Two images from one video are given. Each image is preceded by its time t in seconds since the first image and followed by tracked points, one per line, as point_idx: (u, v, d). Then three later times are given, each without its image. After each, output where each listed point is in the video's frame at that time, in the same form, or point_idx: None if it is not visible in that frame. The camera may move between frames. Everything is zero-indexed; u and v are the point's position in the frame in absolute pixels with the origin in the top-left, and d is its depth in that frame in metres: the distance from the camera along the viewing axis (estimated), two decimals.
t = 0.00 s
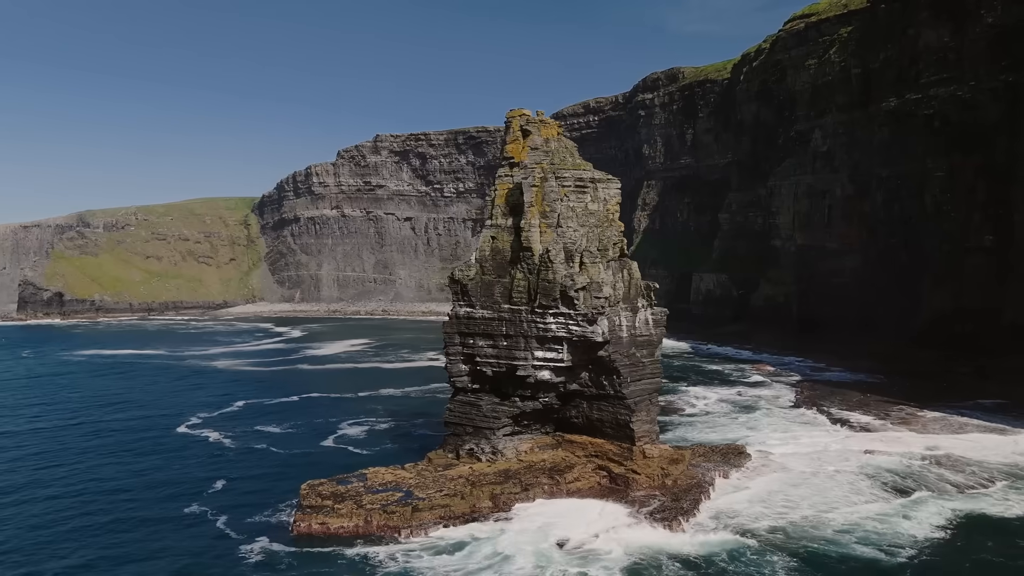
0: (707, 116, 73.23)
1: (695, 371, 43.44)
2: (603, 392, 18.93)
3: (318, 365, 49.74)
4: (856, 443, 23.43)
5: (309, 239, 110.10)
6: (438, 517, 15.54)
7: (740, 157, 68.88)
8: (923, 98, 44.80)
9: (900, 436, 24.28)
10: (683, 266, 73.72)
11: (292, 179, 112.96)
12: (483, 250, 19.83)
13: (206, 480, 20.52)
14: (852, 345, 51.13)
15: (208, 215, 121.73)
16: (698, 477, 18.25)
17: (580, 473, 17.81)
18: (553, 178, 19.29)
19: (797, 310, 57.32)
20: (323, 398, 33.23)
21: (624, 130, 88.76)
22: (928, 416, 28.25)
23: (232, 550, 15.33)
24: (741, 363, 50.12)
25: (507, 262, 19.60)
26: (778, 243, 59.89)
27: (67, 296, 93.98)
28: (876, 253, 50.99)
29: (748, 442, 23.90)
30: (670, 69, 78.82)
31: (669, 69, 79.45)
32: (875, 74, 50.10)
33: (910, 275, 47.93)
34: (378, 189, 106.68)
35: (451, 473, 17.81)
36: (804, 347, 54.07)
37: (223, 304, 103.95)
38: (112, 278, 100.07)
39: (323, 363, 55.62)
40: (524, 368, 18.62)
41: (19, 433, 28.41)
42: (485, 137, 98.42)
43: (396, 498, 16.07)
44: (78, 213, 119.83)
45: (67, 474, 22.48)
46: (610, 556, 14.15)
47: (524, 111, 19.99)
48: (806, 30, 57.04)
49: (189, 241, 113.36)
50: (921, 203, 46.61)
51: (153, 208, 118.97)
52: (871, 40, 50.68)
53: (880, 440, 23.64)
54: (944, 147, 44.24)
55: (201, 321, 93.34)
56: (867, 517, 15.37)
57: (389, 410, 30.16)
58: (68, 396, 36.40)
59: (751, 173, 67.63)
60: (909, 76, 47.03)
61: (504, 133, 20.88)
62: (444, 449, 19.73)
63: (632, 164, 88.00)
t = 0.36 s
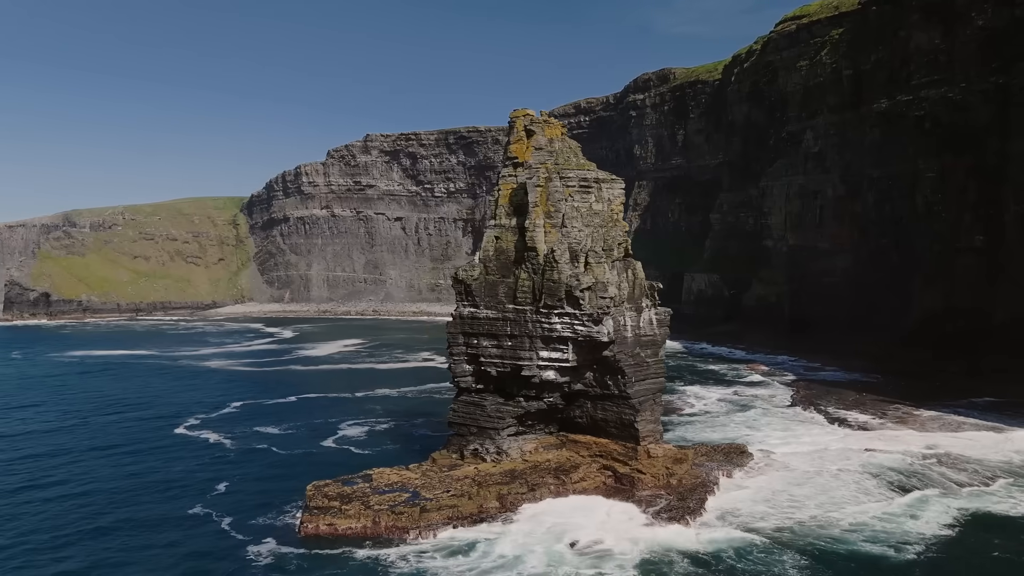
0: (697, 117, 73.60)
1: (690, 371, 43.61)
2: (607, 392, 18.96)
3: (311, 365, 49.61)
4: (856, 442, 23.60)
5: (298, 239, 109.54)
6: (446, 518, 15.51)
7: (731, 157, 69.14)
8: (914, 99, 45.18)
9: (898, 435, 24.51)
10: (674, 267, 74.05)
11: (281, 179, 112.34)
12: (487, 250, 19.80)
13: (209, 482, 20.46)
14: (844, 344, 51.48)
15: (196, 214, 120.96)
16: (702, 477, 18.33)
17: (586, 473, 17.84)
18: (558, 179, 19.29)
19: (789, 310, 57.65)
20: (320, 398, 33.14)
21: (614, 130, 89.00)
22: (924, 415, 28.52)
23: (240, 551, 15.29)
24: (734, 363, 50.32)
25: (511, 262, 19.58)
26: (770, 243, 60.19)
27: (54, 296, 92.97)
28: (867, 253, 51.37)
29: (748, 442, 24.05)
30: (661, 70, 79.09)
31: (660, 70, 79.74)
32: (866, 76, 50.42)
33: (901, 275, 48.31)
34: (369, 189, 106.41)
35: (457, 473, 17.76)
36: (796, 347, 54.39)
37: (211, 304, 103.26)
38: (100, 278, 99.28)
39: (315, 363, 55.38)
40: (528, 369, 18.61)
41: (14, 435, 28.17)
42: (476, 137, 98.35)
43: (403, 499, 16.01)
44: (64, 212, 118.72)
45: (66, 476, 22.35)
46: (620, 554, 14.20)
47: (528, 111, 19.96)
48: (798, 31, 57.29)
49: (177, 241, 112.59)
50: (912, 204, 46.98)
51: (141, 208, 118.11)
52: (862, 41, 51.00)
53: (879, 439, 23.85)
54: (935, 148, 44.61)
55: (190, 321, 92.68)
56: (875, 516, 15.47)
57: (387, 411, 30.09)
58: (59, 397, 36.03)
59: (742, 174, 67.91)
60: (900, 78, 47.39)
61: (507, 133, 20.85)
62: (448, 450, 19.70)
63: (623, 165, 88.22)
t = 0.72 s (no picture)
0: (688, 117, 73.97)
1: (685, 371, 43.68)
2: (611, 391, 18.98)
3: (303, 366, 49.31)
4: (855, 440, 23.73)
5: (287, 239, 108.84)
6: (454, 518, 15.49)
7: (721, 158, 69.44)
8: (905, 100, 45.86)
9: (896, 433, 24.73)
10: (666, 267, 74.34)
11: (270, 178, 111.64)
12: (491, 250, 19.78)
13: (211, 485, 20.44)
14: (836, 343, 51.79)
15: (183, 214, 119.99)
16: (706, 476, 18.40)
17: (591, 473, 17.87)
18: (562, 179, 19.32)
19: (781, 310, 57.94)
20: (317, 399, 33.05)
21: (604, 131, 89.22)
22: (920, 414, 28.78)
23: (248, 552, 15.22)
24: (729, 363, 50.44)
25: (516, 262, 19.57)
26: (762, 243, 60.50)
27: (40, 296, 91.70)
28: (859, 253, 51.70)
29: (748, 441, 24.20)
30: (652, 70, 79.40)
31: (651, 71, 80.10)
32: (857, 77, 50.80)
33: (892, 275, 48.65)
34: (358, 189, 106.02)
35: (463, 473, 17.73)
36: (788, 347, 54.71)
37: (200, 304, 102.42)
38: (86, 278, 98.43)
39: (306, 364, 55.03)
40: (533, 368, 18.60)
41: (8, 437, 27.91)
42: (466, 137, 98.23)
43: (411, 499, 15.96)
44: (49, 212, 117.46)
45: (65, 478, 22.19)
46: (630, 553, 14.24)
47: (532, 111, 19.95)
48: (789, 33, 57.55)
49: (164, 241, 111.77)
50: (903, 204, 47.33)
51: (128, 207, 117.14)
52: (853, 43, 51.33)
53: (877, 438, 24.06)
54: (926, 149, 44.99)
55: (179, 322, 91.87)
56: (881, 514, 15.58)
57: (386, 411, 30.01)
58: (49, 399, 35.54)
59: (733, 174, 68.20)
60: (891, 79, 47.77)
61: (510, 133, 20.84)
62: (452, 450, 19.65)
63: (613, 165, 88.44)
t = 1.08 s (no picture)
0: (679, 118, 74.35)
1: (681, 371, 43.75)
2: (616, 391, 19.00)
3: (295, 367, 49.02)
4: (855, 439, 23.88)
5: (277, 239, 108.07)
6: (462, 518, 15.47)
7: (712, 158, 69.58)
8: (896, 101, 46.33)
9: (895, 431, 24.96)
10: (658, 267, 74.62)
11: (259, 177, 110.93)
12: (495, 250, 19.76)
13: (213, 487, 20.37)
14: (827, 343, 52.17)
15: (171, 214, 119.05)
16: (711, 475, 18.48)
17: (596, 473, 17.93)
18: (567, 178, 19.33)
19: (773, 310, 58.31)
20: (315, 399, 32.98)
21: (596, 131, 89.35)
22: (916, 412, 29.07)
23: (256, 554, 15.12)
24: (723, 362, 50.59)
25: (520, 262, 19.56)
26: (754, 243, 60.81)
27: (26, 296, 90.21)
28: (850, 253, 52.12)
29: (749, 440, 24.36)
30: (643, 71, 79.69)
31: (642, 71, 80.42)
32: (848, 78, 51.11)
33: (883, 274, 49.03)
34: (349, 188, 105.54)
35: (469, 473, 17.70)
36: (780, 346, 55.04)
37: (188, 304, 101.60)
38: (74, 278, 97.57)
39: (298, 365, 54.73)
40: (538, 368, 18.60)
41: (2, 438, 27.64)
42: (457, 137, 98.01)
43: (418, 500, 15.91)
44: (35, 211, 116.14)
45: (65, 480, 22.06)
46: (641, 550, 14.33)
47: (536, 111, 19.95)
48: (781, 34, 57.79)
49: (152, 240, 110.92)
50: (893, 204, 47.70)
51: (115, 207, 116.18)
52: (844, 45, 51.69)
53: (876, 436, 24.29)
54: (917, 150, 45.37)
55: (168, 322, 91.06)
56: (887, 512, 15.73)
57: (385, 411, 29.93)
58: (40, 401, 35.12)
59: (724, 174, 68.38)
60: (882, 81, 48.16)
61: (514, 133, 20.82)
62: (456, 450, 19.61)
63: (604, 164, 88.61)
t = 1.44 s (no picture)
0: (671, 118, 74.74)
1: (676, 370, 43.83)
2: (620, 391, 19.02)
3: (289, 367, 48.77)
4: (855, 438, 24.04)
5: (266, 239, 107.43)
6: (471, 519, 15.46)
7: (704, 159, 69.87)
8: (888, 103, 46.68)
9: (893, 430, 25.20)
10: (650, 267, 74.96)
11: (248, 177, 110.24)
12: (499, 250, 19.74)
13: (216, 489, 20.30)
14: (819, 342, 52.51)
15: (158, 214, 118.13)
16: (715, 474, 18.56)
17: (602, 473, 17.98)
18: (572, 178, 19.33)
19: (765, 310, 58.63)
20: (312, 399, 32.92)
21: (587, 131, 89.66)
22: (912, 411, 29.35)
23: (265, 555, 15.04)
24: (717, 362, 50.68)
25: (524, 262, 19.55)
26: (746, 243, 61.11)
27: (12, 297, 88.47)
28: (841, 254, 52.47)
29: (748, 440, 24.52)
30: (634, 72, 80.05)
31: (634, 72, 80.73)
32: (840, 80, 51.43)
33: (874, 275, 49.38)
34: (338, 188, 105.09)
35: (474, 473, 17.67)
36: (772, 346, 55.36)
37: (177, 305, 100.83)
38: (60, 278, 96.53)
39: (290, 365, 54.46)
40: (543, 368, 18.59)
41: None
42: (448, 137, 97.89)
43: (426, 500, 15.88)
44: (20, 210, 114.85)
45: (64, 482, 21.89)
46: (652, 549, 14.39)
47: (541, 111, 19.95)
48: (772, 36, 58.01)
49: (139, 240, 110.05)
50: (884, 205, 48.06)
51: (102, 206, 115.21)
52: (835, 47, 52.03)
53: (875, 435, 24.51)
54: (908, 151, 45.72)
55: (156, 323, 90.26)
56: (893, 511, 15.88)
57: (383, 411, 29.86)
58: (32, 402, 34.74)
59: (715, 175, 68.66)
60: (874, 82, 48.53)
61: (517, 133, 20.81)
62: (461, 451, 19.59)
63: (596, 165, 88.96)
